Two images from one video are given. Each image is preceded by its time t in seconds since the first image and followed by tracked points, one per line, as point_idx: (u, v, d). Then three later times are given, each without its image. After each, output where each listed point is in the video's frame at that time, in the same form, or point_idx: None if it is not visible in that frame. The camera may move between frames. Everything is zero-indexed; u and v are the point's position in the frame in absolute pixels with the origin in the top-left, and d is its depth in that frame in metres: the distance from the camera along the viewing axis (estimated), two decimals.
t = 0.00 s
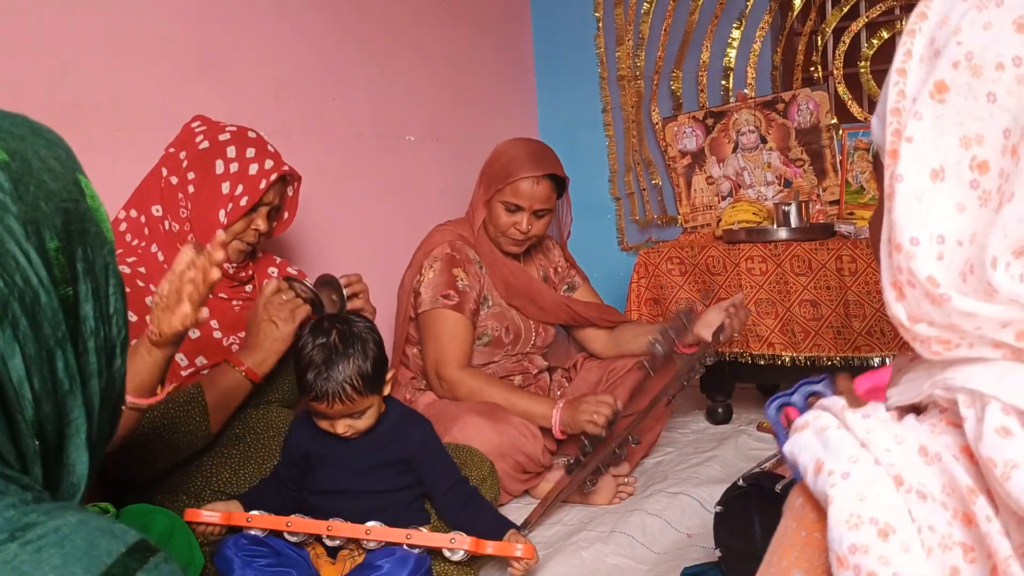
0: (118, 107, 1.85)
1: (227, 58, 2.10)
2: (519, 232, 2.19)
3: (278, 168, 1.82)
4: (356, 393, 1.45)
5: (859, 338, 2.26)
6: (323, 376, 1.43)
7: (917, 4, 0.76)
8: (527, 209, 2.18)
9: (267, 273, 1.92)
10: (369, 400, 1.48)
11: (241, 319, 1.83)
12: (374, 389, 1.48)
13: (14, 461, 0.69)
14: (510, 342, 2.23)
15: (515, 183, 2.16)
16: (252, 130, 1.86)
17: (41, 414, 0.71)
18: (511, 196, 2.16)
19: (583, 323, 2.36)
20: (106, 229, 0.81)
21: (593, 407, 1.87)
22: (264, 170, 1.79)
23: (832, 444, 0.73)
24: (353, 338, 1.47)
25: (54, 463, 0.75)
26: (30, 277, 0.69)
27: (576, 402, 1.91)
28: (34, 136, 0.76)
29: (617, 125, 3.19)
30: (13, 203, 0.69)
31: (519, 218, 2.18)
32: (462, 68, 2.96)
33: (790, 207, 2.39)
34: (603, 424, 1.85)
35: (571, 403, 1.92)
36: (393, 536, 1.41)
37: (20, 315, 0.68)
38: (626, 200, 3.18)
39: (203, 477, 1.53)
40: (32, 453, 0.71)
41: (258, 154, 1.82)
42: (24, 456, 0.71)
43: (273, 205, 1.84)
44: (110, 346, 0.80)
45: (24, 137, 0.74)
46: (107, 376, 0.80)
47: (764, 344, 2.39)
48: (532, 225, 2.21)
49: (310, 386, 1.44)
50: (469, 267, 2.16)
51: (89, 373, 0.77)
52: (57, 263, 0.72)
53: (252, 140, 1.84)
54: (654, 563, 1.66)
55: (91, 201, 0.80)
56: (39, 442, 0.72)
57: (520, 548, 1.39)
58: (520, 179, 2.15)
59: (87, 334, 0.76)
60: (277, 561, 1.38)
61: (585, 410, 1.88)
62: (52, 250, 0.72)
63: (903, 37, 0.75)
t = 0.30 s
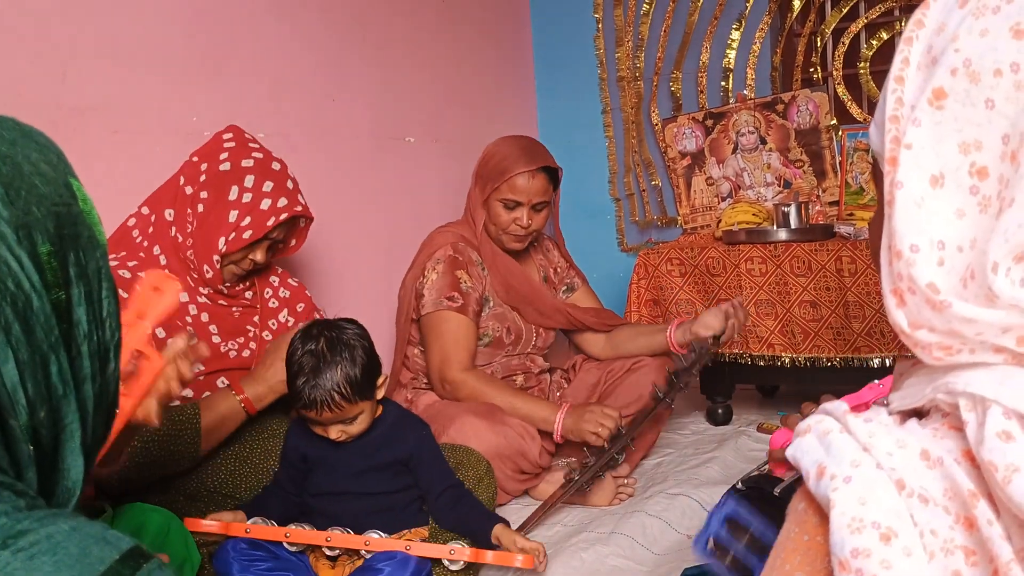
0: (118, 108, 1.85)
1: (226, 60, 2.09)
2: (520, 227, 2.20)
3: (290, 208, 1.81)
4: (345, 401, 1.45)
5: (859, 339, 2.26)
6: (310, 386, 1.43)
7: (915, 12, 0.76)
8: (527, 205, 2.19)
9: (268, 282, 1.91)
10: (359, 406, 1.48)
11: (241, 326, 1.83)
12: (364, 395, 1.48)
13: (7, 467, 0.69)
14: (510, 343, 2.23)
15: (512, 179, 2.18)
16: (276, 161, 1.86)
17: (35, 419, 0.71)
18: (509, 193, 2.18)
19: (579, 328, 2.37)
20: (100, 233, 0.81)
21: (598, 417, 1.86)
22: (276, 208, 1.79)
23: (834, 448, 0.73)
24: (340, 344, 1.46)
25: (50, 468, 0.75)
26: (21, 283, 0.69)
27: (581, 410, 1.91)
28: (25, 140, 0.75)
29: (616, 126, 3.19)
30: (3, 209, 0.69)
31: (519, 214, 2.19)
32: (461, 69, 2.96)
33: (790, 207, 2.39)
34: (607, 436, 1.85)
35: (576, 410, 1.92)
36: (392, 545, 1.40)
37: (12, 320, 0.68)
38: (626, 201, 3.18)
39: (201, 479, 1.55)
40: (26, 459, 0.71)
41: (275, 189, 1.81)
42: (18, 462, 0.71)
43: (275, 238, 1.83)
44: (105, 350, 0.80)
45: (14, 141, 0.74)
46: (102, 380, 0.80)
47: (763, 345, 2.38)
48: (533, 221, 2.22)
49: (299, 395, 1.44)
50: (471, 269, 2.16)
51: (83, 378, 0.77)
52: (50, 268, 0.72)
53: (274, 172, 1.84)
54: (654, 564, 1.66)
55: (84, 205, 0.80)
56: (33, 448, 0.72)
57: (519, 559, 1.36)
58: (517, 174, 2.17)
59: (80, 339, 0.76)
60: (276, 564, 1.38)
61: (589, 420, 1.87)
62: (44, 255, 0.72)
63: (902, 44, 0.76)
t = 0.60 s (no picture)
0: (117, 108, 1.85)
1: (226, 60, 2.09)
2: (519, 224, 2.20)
3: (289, 209, 1.81)
4: (348, 404, 1.45)
5: (859, 339, 2.26)
6: (313, 388, 1.42)
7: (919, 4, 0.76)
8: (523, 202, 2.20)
9: (268, 280, 1.90)
10: (361, 408, 1.48)
11: (244, 325, 1.83)
12: (367, 397, 1.48)
13: (12, 461, 0.69)
14: (510, 343, 2.23)
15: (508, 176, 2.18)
16: (276, 160, 1.87)
17: (39, 414, 0.71)
18: (506, 190, 2.18)
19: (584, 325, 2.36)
20: (101, 228, 0.81)
21: (598, 419, 1.88)
22: (275, 209, 1.79)
23: (835, 445, 0.73)
24: (343, 346, 1.46)
25: (54, 462, 0.75)
26: (25, 277, 0.69)
27: (581, 411, 1.92)
28: (27, 133, 0.75)
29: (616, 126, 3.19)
30: (8, 202, 0.68)
31: (517, 212, 2.19)
32: (461, 68, 2.96)
33: (790, 207, 2.39)
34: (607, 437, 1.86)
35: (577, 411, 1.93)
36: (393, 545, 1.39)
37: (17, 314, 0.68)
38: (626, 201, 3.18)
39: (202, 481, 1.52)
40: (30, 454, 0.71)
41: (274, 190, 1.81)
42: (23, 457, 0.70)
43: (275, 240, 1.83)
44: (107, 344, 0.80)
45: (16, 134, 0.74)
46: (104, 374, 0.80)
47: (764, 345, 2.38)
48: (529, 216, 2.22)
49: (301, 398, 1.44)
50: (473, 269, 2.15)
51: (86, 372, 0.77)
52: (53, 262, 0.72)
53: (273, 172, 1.84)
54: (655, 564, 1.66)
55: (85, 199, 0.80)
56: (38, 442, 0.72)
57: (523, 557, 1.38)
58: (513, 172, 2.17)
59: (84, 333, 0.76)
60: (276, 565, 1.38)
61: (589, 422, 1.88)
62: (47, 248, 0.72)
63: (906, 39, 0.75)
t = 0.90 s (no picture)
0: (118, 112, 1.85)
1: (226, 62, 2.10)
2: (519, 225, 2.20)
3: (300, 217, 1.81)
4: (344, 404, 1.45)
5: (859, 340, 2.25)
6: (308, 390, 1.43)
7: (916, 10, 0.76)
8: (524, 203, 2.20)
9: (277, 287, 1.91)
10: (358, 408, 1.49)
11: (250, 333, 1.83)
12: (362, 397, 1.48)
13: (15, 469, 0.69)
14: (510, 346, 2.23)
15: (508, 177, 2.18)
16: (289, 168, 1.87)
17: (42, 421, 0.71)
18: (505, 192, 2.19)
19: (584, 326, 2.37)
20: (104, 237, 0.81)
21: (593, 401, 1.87)
22: (285, 218, 1.78)
23: (831, 449, 0.73)
24: (338, 347, 1.47)
25: (56, 469, 0.76)
26: (29, 286, 0.69)
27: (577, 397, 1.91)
28: (31, 144, 0.75)
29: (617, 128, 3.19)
30: (11, 212, 0.69)
31: (518, 213, 2.19)
32: (462, 70, 2.97)
33: (791, 208, 2.38)
34: (604, 419, 1.85)
35: (571, 399, 1.92)
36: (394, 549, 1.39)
37: (20, 322, 0.68)
38: (626, 203, 3.19)
39: (204, 485, 1.53)
40: (33, 461, 0.71)
41: (286, 198, 1.81)
42: (25, 464, 0.71)
43: (285, 248, 1.82)
44: (109, 353, 0.80)
45: (20, 145, 0.74)
46: (106, 383, 0.80)
47: (764, 347, 2.39)
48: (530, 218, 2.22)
49: (297, 399, 1.44)
50: (472, 272, 2.16)
51: (88, 381, 0.77)
52: (56, 270, 0.73)
53: (286, 180, 1.84)
54: (656, 566, 1.66)
55: (89, 210, 0.81)
56: (40, 449, 0.72)
57: (523, 560, 1.38)
58: (512, 173, 2.17)
59: (86, 342, 0.76)
60: (277, 568, 1.39)
61: (585, 405, 1.87)
62: (50, 257, 0.72)
63: (903, 44, 0.76)
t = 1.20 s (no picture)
0: (118, 116, 1.86)
1: (226, 68, 2.10)
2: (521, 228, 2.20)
3: (301, 221, 1.81)
4: (346, 405, 1.45)
5: (859, 343, 2.26)
6: (310, 391, 1.43)
7: (910, 19, 0.77)
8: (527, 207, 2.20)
9: (279, 290, 1.91)
10: (360, 410, 1.49)
11: (253, 337, 1.83)
12: (363, 400, 1.48)
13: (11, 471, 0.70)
14: (514, 350, 2.23)
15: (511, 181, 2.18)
16: (290, 172, 1.87)
17: (35, 422, 0.72)
18: (509, 196, 2.19)
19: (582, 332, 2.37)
20: (94, 235, 0.81)
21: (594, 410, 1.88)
22: (287, 222, 1.78)
23: (831, 456, 0.73)
24: (341, 349, 1.47)
25: (50, 472, 0.76)
26: (20, 287, 0.70)
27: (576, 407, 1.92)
28: (20, 144, 0.76)
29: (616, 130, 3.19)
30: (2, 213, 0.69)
31: (520, 217, 2.19)
32: (462, 73, 2.97)
33: (790, 212, 2.39)
34: (603, 429, 1.86)
35: (571, 409, 1.93)
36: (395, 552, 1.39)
37: (13, 324, 0.69)
38: (626, 205, 3.19)
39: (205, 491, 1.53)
40: (29, 463, 0.71)
41: (287, 203, 1.81)
42: (20, 467, 0.71)
43: (286, 253, 1.83)
44: (102, 353, 0.81)
45: (9, 145, 0.74)
46: (99, 383, 0.81)
47: (765, 349, 2.40)
48: (534, 222, 2.22)
49: (298, 400, 1.44)
50: (476, 276, 2.16)
51: (81, 381, 0.77)
52: (47, 271, 0.73)
53: (287, 184, 1.84)
54: (655, 568, 1.67)
55: (79, 209, 0.81)
56: (34, 451, 0.73)
57: (524, 561, 1.38)
58: (516, 177, 2.17)
59: (79, 342, 0.76)
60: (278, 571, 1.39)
61: (584, 415, 1.88)
62: (41, 258, 0.72)
63: (897, 53, 0.76)
